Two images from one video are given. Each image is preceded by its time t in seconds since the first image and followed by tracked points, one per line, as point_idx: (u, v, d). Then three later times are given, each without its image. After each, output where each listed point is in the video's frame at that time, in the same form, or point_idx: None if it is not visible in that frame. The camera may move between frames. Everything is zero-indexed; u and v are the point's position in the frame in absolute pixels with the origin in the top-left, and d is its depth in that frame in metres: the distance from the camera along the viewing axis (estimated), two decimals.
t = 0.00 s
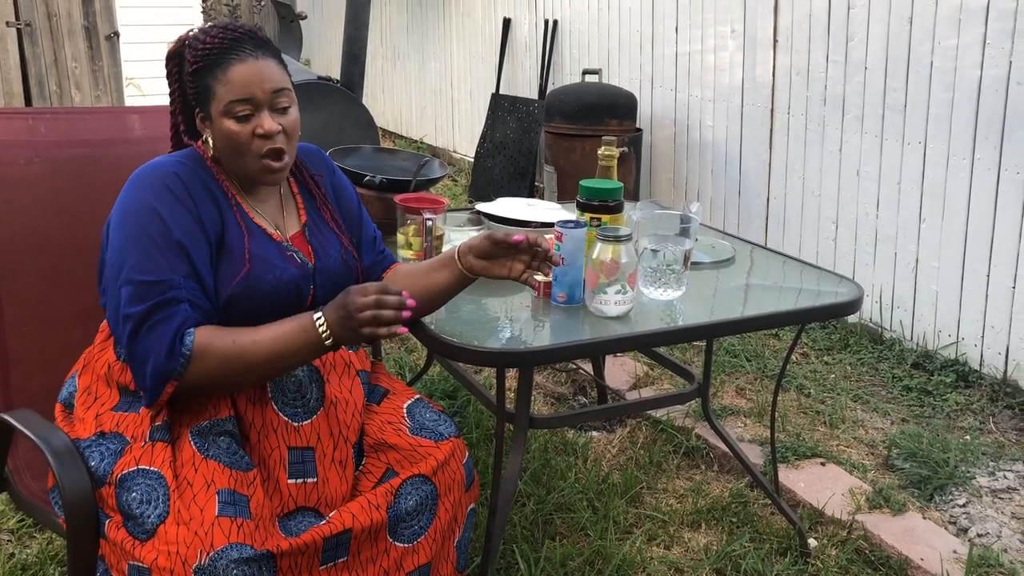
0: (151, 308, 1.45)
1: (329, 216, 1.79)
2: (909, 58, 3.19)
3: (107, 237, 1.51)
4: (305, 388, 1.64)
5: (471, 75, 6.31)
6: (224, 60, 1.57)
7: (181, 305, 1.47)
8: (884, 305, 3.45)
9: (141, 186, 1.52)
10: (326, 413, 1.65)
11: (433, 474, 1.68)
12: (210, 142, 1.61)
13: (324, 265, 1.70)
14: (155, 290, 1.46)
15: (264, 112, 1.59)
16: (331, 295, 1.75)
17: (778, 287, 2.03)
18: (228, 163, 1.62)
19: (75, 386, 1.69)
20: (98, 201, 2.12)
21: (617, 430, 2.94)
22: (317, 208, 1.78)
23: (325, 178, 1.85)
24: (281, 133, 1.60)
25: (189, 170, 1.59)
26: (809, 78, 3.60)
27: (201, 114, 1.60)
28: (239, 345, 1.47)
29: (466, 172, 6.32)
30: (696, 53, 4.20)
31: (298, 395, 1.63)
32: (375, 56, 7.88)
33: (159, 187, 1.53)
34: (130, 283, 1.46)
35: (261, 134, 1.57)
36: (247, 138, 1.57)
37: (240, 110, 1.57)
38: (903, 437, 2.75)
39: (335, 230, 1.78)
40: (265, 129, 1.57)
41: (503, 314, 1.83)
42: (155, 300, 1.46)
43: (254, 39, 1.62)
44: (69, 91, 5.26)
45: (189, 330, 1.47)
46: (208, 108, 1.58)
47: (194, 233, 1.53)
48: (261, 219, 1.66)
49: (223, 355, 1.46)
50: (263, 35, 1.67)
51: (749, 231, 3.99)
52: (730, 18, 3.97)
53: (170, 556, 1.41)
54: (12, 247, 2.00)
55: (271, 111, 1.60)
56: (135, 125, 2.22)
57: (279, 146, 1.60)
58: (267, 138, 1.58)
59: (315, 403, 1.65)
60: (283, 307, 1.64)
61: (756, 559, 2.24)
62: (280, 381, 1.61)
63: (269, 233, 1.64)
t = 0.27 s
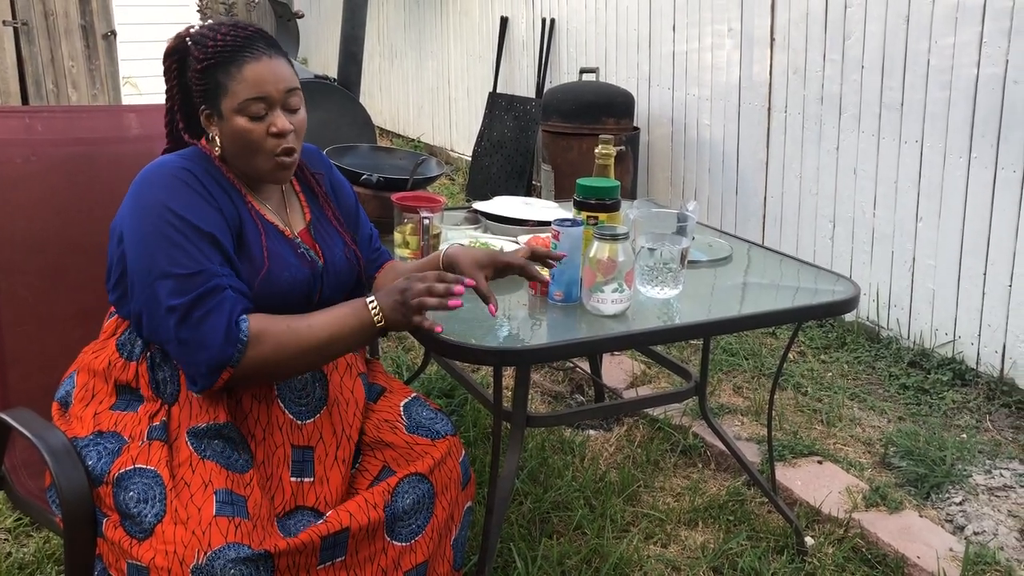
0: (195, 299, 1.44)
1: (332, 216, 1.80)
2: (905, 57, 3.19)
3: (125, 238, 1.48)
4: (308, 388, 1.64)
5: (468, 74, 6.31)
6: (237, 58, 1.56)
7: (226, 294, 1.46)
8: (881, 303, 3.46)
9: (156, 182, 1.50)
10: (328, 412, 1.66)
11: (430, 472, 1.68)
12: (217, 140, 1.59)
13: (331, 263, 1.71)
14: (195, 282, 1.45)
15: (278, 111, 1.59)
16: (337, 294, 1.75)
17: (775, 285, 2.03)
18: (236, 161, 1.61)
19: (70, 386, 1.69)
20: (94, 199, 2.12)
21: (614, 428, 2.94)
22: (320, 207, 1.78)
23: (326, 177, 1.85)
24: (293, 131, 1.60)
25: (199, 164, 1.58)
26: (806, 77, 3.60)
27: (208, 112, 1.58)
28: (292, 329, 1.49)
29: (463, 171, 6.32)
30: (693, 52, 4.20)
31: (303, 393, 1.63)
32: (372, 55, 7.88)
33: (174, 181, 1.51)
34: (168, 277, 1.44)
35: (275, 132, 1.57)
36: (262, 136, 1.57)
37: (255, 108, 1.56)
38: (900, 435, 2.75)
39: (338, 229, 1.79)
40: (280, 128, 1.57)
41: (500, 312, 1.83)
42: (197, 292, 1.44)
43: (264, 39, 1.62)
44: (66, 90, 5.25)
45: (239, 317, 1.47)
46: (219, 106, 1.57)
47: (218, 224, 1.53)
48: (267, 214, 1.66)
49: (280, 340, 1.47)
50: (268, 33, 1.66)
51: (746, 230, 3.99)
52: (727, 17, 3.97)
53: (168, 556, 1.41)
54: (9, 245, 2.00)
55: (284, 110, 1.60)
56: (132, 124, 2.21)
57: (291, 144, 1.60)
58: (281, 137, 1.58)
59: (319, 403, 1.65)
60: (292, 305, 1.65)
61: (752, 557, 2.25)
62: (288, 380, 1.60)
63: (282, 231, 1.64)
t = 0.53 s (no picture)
0: (196, 306, 1.44)
1: (333, 217, 1.80)
2: (903, 59, 3.20)
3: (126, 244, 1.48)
4: (309, 392, 1.66)
5: (467, 76, 6.31)
6: (251, 61, 1.56)
7: (227, 301, 1.46)
8: (879, 305, 3.46)
9: (155, 188, 1.50)
10: (329, 416, 1.68)
11: (428, 473, 1.68)
12: (221, 139, 1.59)
13: (332, 265, 1.71)
14: (196, 288, 1.45)
15: (286, 116, 1.59)
16: (337, 297, 1.76)
17: (773, 286, 2.04)
18: (238, 162, 1.61)
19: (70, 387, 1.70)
20: (93, 200, 2.12)
21: (612, 429, 2.94)
22: (321, 209, 1.79)
23: (326, 179, 1.86)
24: (298, 139, 1.60)
25: (198, 168, 1.57)
26: (804, 78, 3.61)
27: (215, 111, 1.59)
28: (292, 335, 1.50)
29: (462, 172, 6.32)
30: (691, 54, 4.21)
31: (304, 397, 1.65)
32: (370, 56, 7.88)
33: (173, 186, 1.51)
34: (168, 284, 1.44)
35: (280, 137, 1.57)
36: (266, 140, 1.57)
37: (263, 112, 1.56)
38: (898, 436, 2.76)
39: (339, 231, 1.79)
40: (286, 133, 1.57)
41: (499, 313, 1.83)
42: (198, 299, 1.44)
43: (279, 45, 1.63)
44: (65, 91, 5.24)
45: (241, 324, 1.47)
46: (227, 106, 1.57)
47: (218, 229, 1.52)
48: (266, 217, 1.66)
49: (285, 347, 1.49)
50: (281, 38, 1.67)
51: (744, 231, 4.00)
52: (725, 18, 3.98)
53: (164, 557, 1.41)
54: (8, 246, 2.00)
55: (292, 116, 1.60)
56: (131, 125, 2.21)
57: (295, 150, 1.60)
58: (286, 142, 1.58)
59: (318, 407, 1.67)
60: (294, 308, 1.65)
61: (750, 557, 2.25)
62: (288, 385, 1.62)
63: (283, 234, 1.64)
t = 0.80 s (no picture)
0: (186, 313, 1.45)
1: (327, 222, 1.80)
2: (902, 63, 3.21)
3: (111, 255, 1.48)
4: (302, 397, 1.64)
5: (467, 80, 6.33)
6: (266, 60, 1.60)
7: (215, 308, 1.47)
8: (878, 309, 3.47)
9: (139, 198, 1.50)
10: (325, 421, 1.65)
11: (427, 476, 1.68)
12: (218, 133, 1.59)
13: (323, 271, 1.71)
14: (185, 296, 1.46)
15: (289, 119, 1.60)
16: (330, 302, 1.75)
17: (773, 290, 2.04)
18: (229, 159, 1.60)
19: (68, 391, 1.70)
20: (93, 203, 2.13)
21: (612, 433, 2.94)
22: (315, 214, 1.79)
23: (321, 184, 1.86)
24: (296, 145, 1.61)
25: (181, 176, 1.57)
26: (803, 83, 3.62)
27: (217, 103, 1.59)
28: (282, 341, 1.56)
29: (462, 176, 6.33)
30: (691, 58, 4.22)
31: (297, 404, 1.63)
32: (371, 60, 7.89)
33: (157, 195, 1.51)
34: (156, 293, 1.45)
35: (279, 137, 1.58)
36: (264, 137, 1.57)
37: (266, 109, 1.57)
38: (897, 440, 2.76)
39: (333, 236, 1.79)
40: (285, 134, 1.58)
41: (498, 317, 1.83)
42: (187, 307, 1.45)
43: (297, 56, 1.67)
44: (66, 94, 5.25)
45: (230, 330, 1.48)
46: (232, 98, 1.58)
47: (203, 237, 1.52)
48: (254, 219, 1.65)
49: (274, 352, 1.54)
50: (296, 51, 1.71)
51: (744, 235, 4.00)
52: (725, 23, 3.99)
53: (164, 560, 1.42)
54: (8, 249, 2.00)
55: (295, 120, 1.62)
56: (131, 129, 2.22)
57: (291, 154, 1.60)
58: (283, 143, 1.59)
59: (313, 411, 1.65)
60: (283, 313, 1.65)
61: (750, 561, 2.25)
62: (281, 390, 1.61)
63: (271, 239, 1.64)
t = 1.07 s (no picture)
0: (186, 319, 1.45)
1: (329, 226, 1.80)
2: (904, 68, 3.21)
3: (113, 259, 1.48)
4: (305, 404, 1.64)
5: (469, 84, 6.33)
6: (258, 62, 1.60)
7: (214, 314, 1.47)
8: (881, 313, 3.46)
9: (141, 202, 1.50)
10: (327, 425, 1.65)
11: (430, 480, 1.68)
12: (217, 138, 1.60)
13: (326, 275, 1.71)
14: (185, 302, 1.45)
15: (284, 119, 1.61)
16: (333, 306, 1.75)
17: (776, 295, 2.04)
18: (229, 162, 1.60)
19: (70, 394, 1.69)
20: (96, 207, 2.13)
21: (614, 437, 2.94)
22: (317, 218, 1.79)
23: (323, 189, 1.86)
24: (294, 144, 1.61)
25: (183, 180, 1.57)
26: (805, 87, 3.62)
27: (214, 108, 1.60)
28: (284, 348, 1.56)
29: (464, 180, 6.33)
30: (694, 63, 4.22)
31: (300, 409, 1.63)
32: (373, 64, 7.91)
33: (159, 199, 1.51)
34: (157, 298, 1.45)
35: (276, 138, 1.58)
36: (261, 138, 1.57)
37: (261, 110, 1.58)
38: (900, 445, 2.75)
39: (336, 240, 1.79)
40: (282, 135, 1.58)
41: (500, 321, 1.83)
42: (187, 312, 1.45)
43: (289, 55, 1.67)
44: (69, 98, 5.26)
45: (230, 337, 1.48)
46: (227, 102, 1.58)
47: (204, 241, 1.52)
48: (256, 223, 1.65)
49: (275, 359, 1.54)
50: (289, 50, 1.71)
51: (746, 239, 4.00)
52: (727, 27, 3.99)
53: (166, 564, 1.42)
54: (11, 252, 2.00)
55: (291, 120, 1.62)
56: (134, 133, 2.22)
57: (288, 154, 1.61)
58: (281, 144, 1.59)
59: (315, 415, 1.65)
60: (285, 317, 1.65)
61: (752, 566, 2.25)
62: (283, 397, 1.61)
63: (272, 243, 1.64)
